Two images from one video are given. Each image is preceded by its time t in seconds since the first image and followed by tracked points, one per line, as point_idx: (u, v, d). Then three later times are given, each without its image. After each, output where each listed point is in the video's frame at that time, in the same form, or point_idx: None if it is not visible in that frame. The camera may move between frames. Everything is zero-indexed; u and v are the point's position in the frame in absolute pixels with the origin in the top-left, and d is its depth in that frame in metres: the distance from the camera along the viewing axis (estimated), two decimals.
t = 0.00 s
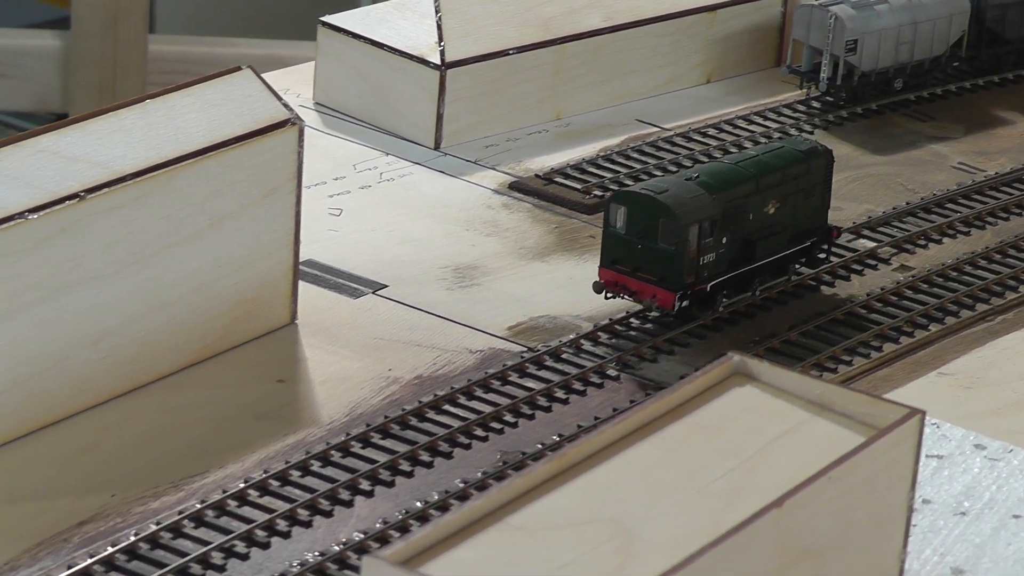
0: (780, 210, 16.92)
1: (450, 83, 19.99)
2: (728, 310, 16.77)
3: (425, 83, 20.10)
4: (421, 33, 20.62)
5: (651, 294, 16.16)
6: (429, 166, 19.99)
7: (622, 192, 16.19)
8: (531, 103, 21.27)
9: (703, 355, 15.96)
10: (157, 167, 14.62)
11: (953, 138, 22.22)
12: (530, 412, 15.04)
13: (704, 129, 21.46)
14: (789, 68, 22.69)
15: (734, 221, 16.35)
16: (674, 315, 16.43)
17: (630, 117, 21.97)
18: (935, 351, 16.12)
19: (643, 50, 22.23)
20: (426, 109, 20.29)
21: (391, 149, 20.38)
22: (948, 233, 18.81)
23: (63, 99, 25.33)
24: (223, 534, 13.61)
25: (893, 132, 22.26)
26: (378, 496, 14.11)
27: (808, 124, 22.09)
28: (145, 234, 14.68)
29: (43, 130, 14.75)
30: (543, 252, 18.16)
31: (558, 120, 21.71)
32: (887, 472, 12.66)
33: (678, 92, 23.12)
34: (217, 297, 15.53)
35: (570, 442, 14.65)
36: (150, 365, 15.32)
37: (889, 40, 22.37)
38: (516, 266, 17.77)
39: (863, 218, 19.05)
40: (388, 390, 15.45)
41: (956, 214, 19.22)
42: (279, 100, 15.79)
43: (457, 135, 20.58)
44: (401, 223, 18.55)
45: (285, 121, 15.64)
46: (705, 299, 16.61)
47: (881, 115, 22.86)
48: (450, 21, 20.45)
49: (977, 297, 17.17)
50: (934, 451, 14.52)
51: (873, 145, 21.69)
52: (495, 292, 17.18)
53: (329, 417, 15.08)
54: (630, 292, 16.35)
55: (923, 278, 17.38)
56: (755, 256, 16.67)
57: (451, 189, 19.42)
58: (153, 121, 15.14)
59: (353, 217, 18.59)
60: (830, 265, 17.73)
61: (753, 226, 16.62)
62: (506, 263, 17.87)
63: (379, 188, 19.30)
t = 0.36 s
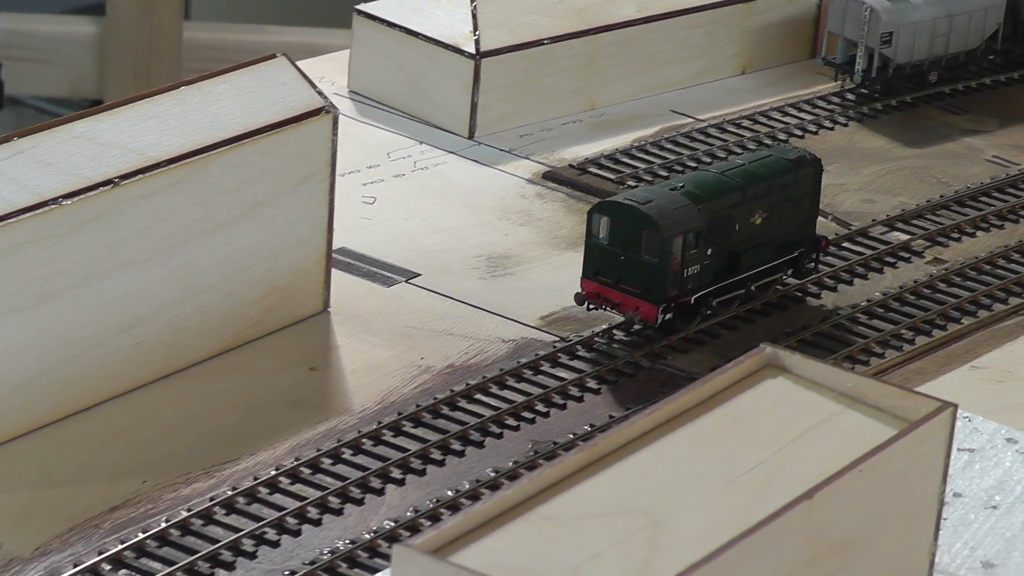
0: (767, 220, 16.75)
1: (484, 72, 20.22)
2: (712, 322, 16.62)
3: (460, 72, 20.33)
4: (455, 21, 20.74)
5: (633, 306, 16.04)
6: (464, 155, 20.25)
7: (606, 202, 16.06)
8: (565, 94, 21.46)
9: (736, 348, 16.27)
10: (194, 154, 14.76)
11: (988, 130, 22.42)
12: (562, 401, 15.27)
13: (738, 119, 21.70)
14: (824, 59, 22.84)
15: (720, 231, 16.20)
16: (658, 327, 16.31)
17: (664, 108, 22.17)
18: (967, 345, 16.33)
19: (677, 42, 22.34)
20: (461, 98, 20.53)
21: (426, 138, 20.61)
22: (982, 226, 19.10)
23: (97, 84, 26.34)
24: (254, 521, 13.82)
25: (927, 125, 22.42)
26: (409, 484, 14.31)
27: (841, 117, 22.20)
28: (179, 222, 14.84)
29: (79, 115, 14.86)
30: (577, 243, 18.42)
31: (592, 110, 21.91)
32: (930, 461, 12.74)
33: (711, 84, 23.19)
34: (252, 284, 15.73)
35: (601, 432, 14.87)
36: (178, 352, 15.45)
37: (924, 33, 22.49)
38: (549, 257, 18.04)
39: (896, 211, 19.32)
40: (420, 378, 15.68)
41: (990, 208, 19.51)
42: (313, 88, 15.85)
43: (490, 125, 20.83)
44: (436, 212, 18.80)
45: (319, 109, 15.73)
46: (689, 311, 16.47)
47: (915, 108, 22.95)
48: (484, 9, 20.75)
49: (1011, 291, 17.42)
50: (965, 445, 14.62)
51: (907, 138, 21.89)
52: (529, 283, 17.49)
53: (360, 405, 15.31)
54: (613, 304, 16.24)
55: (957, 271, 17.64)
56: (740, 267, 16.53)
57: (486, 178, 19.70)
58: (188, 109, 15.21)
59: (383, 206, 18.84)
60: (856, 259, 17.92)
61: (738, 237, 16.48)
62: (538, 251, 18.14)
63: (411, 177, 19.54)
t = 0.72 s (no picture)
0: (752, 231, 16.59)
1: (521, 60, 20.81)
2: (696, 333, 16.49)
3: (498, 60, 20.92)
4: (493, 8, 21.27)
5: (615, 318, 15.88)
6: (500, 143, 20.77)
7: (587, 211, 15.90)
8: (602, 84, 22.05)
9: (772, 339, 16.64)
10: (231, 137, 15.01)
11: None
12: (597, 390, 15.53)
13: (775, 111, 22.22)
14: (863, 52, 23.56)
15: (704, 242, 16.04)
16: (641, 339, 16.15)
17: (703, 99, 22.74)
18: (1002, 339, 16.52)
19: (711, 34, 22.95)
20: (498, 84, 21.13)
21: (464, 125, 21.21)
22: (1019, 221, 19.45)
23: (136, 67, 25.72)
24: (285, 507, 14.03)
25: (964, 117, 23.02)
26: (442, 471, 14.49)
27: (880, 108, 22.79)
28: (217, 207, 15.08)
29: (117, 98, 15.05)
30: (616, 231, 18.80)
31: (629, 100, 22.51)
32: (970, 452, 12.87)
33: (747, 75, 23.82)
34: (290, 269, 16.03)
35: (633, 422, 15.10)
36: (212, 337, 15.77)
37: (962, 27, 23.03)
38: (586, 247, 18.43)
39: (933, 204, 19.70)
40: (454, 365, 16.01)
41: None
42: (353, 73, 16.19)
43: (528, 112, 21.45)
44: (475, 199, 19.28)
45: (358, 95, 16.01)
46: (673, 324, 16.31)
47: (953, 100, 23.59)
48: None
49: None
50: (1000, 439, 14.75)
51: (946, 130, 22.45)
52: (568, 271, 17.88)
53: (393, 391, 15.52)
54: (594, 315, 16.08)
55: (992, 266, 17.91)
56: (725, 278, 16.38)
57: (526, 166, 20.19)
58: (226, 92, 15.47)
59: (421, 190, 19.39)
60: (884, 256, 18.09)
61: (723, 248, 16.32)
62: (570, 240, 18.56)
63: (449, 163, 20.09)
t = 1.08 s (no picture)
0: (741, 237, 16.32)
1: (563, 45, 21.34)
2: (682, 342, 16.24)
3: (541, 45, 21.44)
4: None
5: (599, 325, 15.65)
6: (541, 128, 21.13)
7: (571, 217, 15.67)
8: (644, 69, 22.53)
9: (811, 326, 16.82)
10: (272, 120, 15.13)
11: None
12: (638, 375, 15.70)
13: (818, 98, 22.50)
14: (907, 39, 23.82)
15: (691, 249, 15.77)
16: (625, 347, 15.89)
17: (745, 85, 23.12)
18: None
19: (752, 21, 23.40)
20: (540, 69, 21.65)
21: (505, 109, 21.66)
22: None
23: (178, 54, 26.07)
24: (324, 489, 14.24)
25: (1006, 106, 23.33)
26: (480, 455, 14.69)
27: (922, 97, 23.09)
28: (256, 189, 15.21)
29: (158, 79, 15.11)
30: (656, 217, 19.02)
31: (671, 86, 22.99)
32: (1013, 438, 13.28)
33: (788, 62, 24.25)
34: (329, 252, 16.21)
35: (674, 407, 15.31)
36: (251, 319, 15.94)
37: (1006, 16, 23.17)
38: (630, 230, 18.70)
39: (975, 193, 19.98)
40: (493, 349, 16.21)
41: None
42: (392, 57, 16.27)
43: (569, 97, 21.90)
44: (517, 184, 19.57)
45: (399, 79, 16.11)
46: (659, 331, 16.04)
47: (996, 90, 23.84)
48: None
49: None
50: None
51: (987, 119, 22.76)
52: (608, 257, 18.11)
53: (433, 375, 15.77)
54: (577, 323, 15.85)
55: None
56: (714, 285, 16.12)
57: (569, 150, 20.52)
58: (268, 74, 15.56)
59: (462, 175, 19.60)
60: (909, 250, 18.13)
61: (711, 254, 16.06)
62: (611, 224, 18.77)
63: (490, 147, 20.39)
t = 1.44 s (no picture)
0: (732, 242, 16.27)
1: (611, 28, 21.83)
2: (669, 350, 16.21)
3: (590, 28, 21.98)
4: None
5: (587, 331, 15.57)
6: (588, 112, 21.68)
7: (558, 221, 15.62)
8: (691, 53, 23.11)
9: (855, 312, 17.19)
10: (318, 101, 15.36)
11: None
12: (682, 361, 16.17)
13: (865, 85, 23.11)
14: (956, 26, 24.40)
15: (681, 254, 15.73)
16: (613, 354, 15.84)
17: (793, 70, 23.74)
18: None
19: (797, 7, 23.98)
20: (588, 50, 22.19)
21: (551, 92, 22.25)
22: None
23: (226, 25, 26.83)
24: (367, 470, 14.40)
25: None
26: (523, 438, 14.95)
27: (970, 84, 23.73)
28: (303, 169, 15.49)
29: (205, 60, 15.38)
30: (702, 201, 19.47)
31: (719, 70, 23.57)
32: None
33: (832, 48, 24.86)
34: (377, 233, 16.54)
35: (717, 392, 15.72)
36: (298, 298, 16.24)
37: None
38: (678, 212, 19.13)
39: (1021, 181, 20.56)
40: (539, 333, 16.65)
41: None
42: (440, 40, 16.59)
43: (616, 80, 22.46)
44: (563, 167, 19.99)
45: (446, 61, 16.43)
46: (647, 338, 15.99)
47: None
48: None
49: None
50: None
51: None
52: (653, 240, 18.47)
53: (477, 357, 16.09)
54: (565, 328, 15.79)
55: None
56: (704, 291, 16.07)
57: (616, 133, 21.06)
58: (316, 56, 15.85)
59: (509, 158, 20.19)
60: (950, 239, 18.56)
61: (702, 260, 16.01)
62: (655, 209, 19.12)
63: (537, 130, 20.99)
